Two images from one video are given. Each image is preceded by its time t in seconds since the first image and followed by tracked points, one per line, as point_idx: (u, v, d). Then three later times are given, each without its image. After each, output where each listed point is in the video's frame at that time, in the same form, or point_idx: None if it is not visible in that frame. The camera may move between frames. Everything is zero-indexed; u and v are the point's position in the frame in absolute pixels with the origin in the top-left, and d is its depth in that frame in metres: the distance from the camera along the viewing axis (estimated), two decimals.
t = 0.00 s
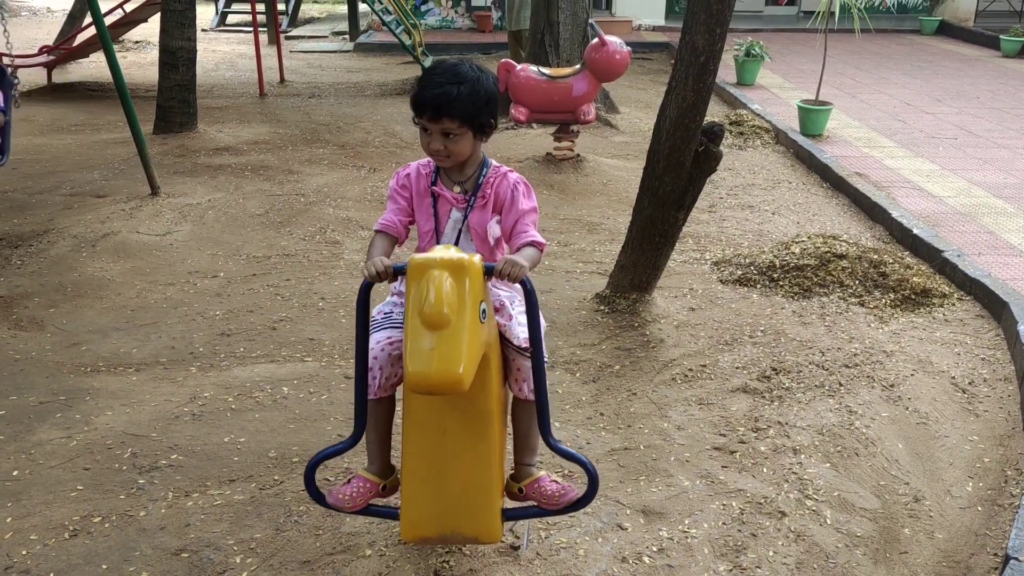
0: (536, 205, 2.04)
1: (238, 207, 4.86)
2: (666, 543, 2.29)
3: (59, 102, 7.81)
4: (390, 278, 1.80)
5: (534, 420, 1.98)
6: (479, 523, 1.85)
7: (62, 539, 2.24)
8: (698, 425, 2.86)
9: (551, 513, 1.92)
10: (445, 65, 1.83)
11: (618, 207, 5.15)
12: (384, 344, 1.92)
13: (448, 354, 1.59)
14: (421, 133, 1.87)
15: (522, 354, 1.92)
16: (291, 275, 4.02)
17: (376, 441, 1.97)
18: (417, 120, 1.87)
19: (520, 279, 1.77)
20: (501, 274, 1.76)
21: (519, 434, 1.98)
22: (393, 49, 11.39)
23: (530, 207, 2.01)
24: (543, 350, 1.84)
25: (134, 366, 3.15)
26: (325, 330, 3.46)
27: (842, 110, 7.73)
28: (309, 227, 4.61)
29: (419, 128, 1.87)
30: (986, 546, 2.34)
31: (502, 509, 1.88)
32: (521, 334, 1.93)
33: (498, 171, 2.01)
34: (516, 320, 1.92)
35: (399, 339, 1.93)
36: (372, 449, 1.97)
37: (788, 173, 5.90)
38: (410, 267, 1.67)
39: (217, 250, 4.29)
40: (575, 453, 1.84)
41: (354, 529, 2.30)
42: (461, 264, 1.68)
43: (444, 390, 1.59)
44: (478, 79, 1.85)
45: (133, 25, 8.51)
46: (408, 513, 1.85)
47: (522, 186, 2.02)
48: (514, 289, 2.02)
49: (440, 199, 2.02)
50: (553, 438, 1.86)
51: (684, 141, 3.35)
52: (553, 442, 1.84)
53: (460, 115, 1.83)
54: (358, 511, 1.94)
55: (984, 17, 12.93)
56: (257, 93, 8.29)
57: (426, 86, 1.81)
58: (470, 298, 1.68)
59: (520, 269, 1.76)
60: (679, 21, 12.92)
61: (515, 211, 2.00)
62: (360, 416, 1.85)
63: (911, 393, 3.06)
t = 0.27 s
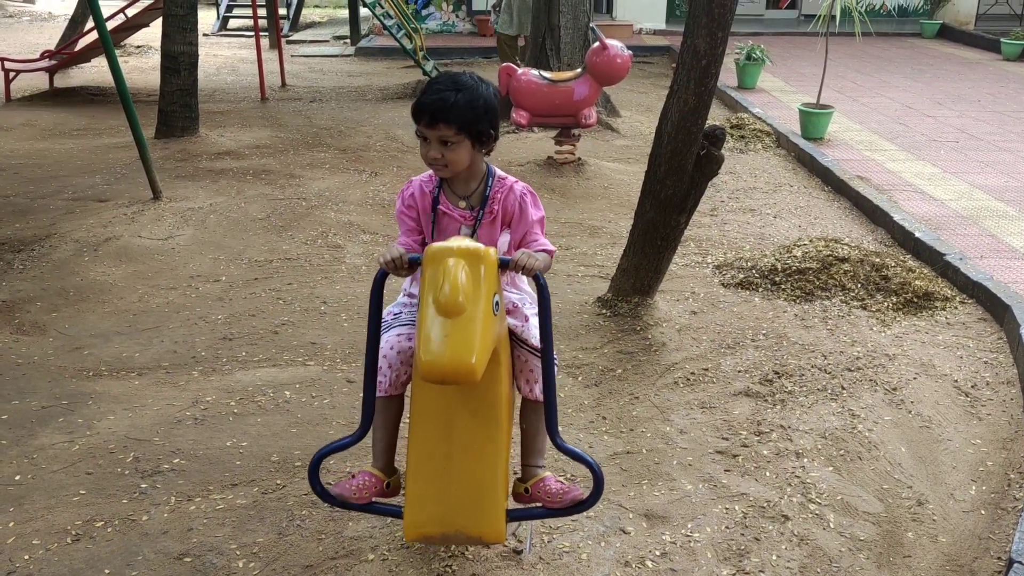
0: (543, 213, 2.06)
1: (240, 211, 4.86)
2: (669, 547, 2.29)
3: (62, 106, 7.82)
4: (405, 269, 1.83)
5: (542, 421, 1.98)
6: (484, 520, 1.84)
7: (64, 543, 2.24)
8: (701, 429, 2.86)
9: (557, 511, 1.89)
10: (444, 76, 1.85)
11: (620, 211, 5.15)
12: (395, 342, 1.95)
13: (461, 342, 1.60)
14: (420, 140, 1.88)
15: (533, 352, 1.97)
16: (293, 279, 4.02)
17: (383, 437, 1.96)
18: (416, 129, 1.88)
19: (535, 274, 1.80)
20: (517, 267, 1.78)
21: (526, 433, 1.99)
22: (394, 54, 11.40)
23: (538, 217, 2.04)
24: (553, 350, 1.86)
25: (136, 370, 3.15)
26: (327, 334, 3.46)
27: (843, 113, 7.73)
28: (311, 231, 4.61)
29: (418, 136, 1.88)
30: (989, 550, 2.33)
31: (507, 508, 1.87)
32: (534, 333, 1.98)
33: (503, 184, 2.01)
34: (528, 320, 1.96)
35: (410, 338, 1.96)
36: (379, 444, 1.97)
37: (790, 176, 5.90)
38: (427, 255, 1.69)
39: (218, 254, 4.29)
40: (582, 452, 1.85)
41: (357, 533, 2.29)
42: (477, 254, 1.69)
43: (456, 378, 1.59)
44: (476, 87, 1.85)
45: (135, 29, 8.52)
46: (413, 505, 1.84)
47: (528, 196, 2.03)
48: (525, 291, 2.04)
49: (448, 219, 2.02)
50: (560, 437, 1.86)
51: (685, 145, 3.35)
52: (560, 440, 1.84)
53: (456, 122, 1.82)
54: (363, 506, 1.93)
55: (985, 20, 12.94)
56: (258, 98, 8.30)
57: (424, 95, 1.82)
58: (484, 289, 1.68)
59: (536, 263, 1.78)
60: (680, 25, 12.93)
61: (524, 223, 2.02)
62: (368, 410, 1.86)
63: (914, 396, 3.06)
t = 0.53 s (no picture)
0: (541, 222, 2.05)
1: (241, 214, 4.86)
2: (671, 550, 2.28)
3: (63, 108, 7.82)
4: (409, 261, 1.81)
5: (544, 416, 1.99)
6: (485, 515, 1.83)
7: (65, 546, 2.23)
8: (703, 431, 2.86)
9: (559, 506, 1.89)
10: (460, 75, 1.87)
11: (621, 212, 5.15)
12: (398, 335, 1.96)
13: (464, 331, 1.59)
14: (431, 137, 1.87)
15: (536, 348, 1.96)
16: (294, 282, 4.02)
17: (386, 430, 1.96)
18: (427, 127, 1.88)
19: (538, 267, 1.78)
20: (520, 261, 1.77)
21: (528, 428, 1.98)
22: (395, 56, 11.41)
23: (536, 225, 2.03)
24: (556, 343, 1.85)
25: (137, 373, 3.15)
26: (328, 336, 3.46)
27: (844, 115, 7.73)
28: (312, 233, 4.61)
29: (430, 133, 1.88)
30: (992, 552, 2.32)
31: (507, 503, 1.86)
32: (538, 328, 1.98)
33: (504, 190, 2.01)
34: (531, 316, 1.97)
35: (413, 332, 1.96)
36: (382, 438, 1.96)
37: (791, 178, 5.89)
38: (432, 246, 1.69)
39: (220, 256, 4.29)
40: (584, 448, 1.84)
41: (358, 536, 2.29)
42: (481, 246, 1.68)
43: (459, 366, 1.59)
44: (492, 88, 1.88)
45: (136, 32, 8.53)
46: (414, 497, 1.83)
47: (528, 204, 2.02)
48: (526, 291, 2.05)
49: (447, 221, 2.02)
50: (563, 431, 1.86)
51: (687, 147, 3.34)
52: (562, 435, 1.83)
53: (472, 117, 1.83)
54: (365, 499, 1.92)
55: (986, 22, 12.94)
56: (259, 100, 8.30)
57: (440, 91, 1.83)
58: (488, 281, 1.68)
59: (539, 256, 1.77)
60: (680, 27, 12.93)
61: (523, 230, 2.02)
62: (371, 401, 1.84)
63: (916, 398, 3.05)
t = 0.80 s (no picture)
0: (540, 218, 2.04)
1: (242, 215, 4.86)
2: (672, 552, 2.28)
3: (63, 109, 7.82)
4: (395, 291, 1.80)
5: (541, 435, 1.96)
6: (486, 535, 1.84)
7: (66, 548, 2.23)
8: (704, 433, 2.85)
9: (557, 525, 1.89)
10: (454, 70, 1.86)
11: (622, 213, 5.14)
12: (389, 357, 1.92)
13: (453, 369, 1.59)
14: (433, 135, 1.87)
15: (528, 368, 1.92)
16: (295, 283, 4.01)
17: (382, 453, 1.95)
18: (428, 125, 1.87)
19: (525, 293, 1.79)
20: (506, 289, 1.77)
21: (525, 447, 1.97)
22: (396, 56, 11.41)
23: (534, 220, 2.02)
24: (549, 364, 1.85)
25: (138, 374, 3.15)
26: (329, 337, 3.46)
27: (845, 116, 7.73)
28: (312, 234, 4.61)
29: (431, 132, 1.87)
30: (995, 554, 2.32)
31: (508, 523, 1.87)
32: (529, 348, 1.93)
33: (504, 182, 2.01)
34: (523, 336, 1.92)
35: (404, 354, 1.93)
36: (378, 462, 1.96)
37: (792, 179, 5.89)
38: (416, 282, 1.68)
39: (221, 257, 4.29)
40: (581, 466, 1.83)
41: (359, 538, 2.28)
42: (465, 278, 1.68)
43: (450, 405, 1.59)
44: (488, 80, 1.87)
45: (137, 33, 8.53)
46: (415, 527, 1.84)
47: (527, 197, 2.02)
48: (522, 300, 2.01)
49: (446, 212, 2.01)
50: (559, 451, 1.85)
51: (688, 148, 3.34)
52: (559, 455, 1.83)
53: (474, 112, 1.83)
54: (365, 524, 1.92)
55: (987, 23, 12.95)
56: (260, 101, 8.30)
57: (439, 88, 1.82)
58: (475, 313, 1.67)
59: (525, 284, 1.77)
60: (681, 28, 12.93)
61: (521, 223, 2.00)
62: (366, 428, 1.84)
63: (918, 400, 3.05)
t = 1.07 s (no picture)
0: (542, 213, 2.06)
1: (242, 215, 4.86)
2: (673, 553, 2.27)
3: (64, 110, 7.82)
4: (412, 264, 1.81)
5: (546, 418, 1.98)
6: (486, 519, 1.81)
7: (66, 549, 2.23)
8: (705, 434, 2.85)
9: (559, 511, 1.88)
10: (446, 88, 1.81)
11: (622, 214, 5.14)
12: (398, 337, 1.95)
13: (467, 335, 1.59)
14: (432, 155, 1.86)
15: (536, 349, 1.95)
16: (295, 283, 4.01)
17: (386, 432, 1.96)
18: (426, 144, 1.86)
19: (541, 271, 1.78)
20: (523, 265, 1.77)
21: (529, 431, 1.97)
22: (396, 57, 11.41)
23: (537, 218, 2.03)
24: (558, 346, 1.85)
25: (138, 375, 3.15)
26: (329, 338, 3.46)
27: (846, 116, 7.73)
28: (313, 235, 4.61)
29: (430, 151, 1.86)
30: (995, 555, 2.32)
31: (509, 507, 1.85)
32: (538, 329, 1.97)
33: (503, 185, 2.01)
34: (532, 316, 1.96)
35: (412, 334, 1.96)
36: (382, 441, 1.95)
37: (792, 179, 5.89)
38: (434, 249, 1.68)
39: (221, 258, 4.29)
40: (586, 452, 1.83)
41: (359, 538, 2.28)
42: (484, 249, 1.68)
43: (462, 370, 1.59)
44: (481, 93, 1.85)
45: (137, 33, 8.53)
46: (416, 501, 1.82)
47: (528, 197, 2.03)
48: (526, 290, 2.05)
49: (449, 222, 2.01)
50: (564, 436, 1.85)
51: (689, 148, 3.34)
52: (564, 439, 1.82)
53: (474, 133, 1.83)
54: (365, 503, 1.91)
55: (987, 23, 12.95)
56: (260, 101, 8.30)
57: (437, 115, 1.79)
58: (491, 285, 1.68)
59: (542, 260, 1.77)
60: (681, 28, 12.92)
61: (524, 225, 2.02)
62: (372, 405, 1.85)
63: (918, 400, 3.05)
